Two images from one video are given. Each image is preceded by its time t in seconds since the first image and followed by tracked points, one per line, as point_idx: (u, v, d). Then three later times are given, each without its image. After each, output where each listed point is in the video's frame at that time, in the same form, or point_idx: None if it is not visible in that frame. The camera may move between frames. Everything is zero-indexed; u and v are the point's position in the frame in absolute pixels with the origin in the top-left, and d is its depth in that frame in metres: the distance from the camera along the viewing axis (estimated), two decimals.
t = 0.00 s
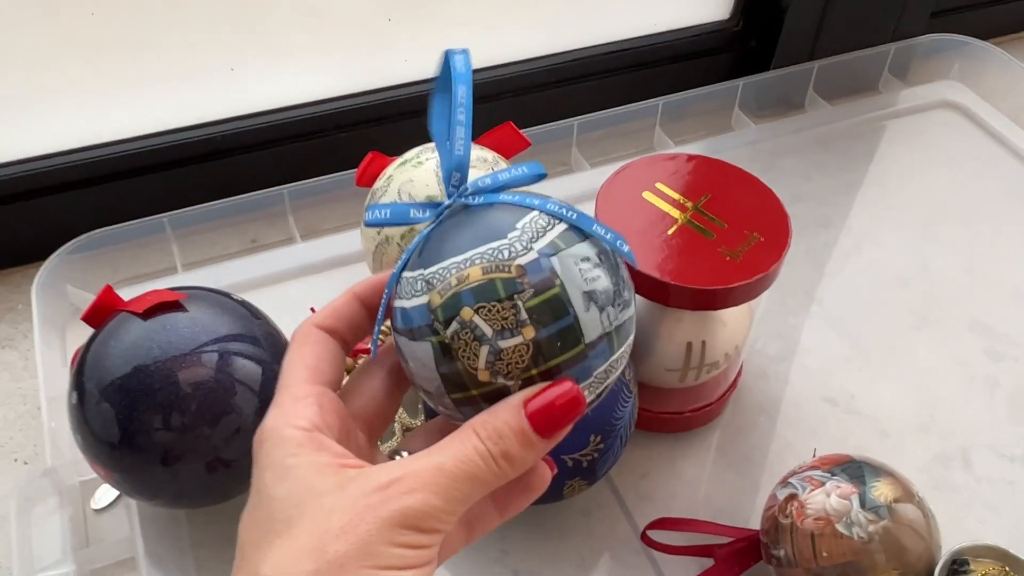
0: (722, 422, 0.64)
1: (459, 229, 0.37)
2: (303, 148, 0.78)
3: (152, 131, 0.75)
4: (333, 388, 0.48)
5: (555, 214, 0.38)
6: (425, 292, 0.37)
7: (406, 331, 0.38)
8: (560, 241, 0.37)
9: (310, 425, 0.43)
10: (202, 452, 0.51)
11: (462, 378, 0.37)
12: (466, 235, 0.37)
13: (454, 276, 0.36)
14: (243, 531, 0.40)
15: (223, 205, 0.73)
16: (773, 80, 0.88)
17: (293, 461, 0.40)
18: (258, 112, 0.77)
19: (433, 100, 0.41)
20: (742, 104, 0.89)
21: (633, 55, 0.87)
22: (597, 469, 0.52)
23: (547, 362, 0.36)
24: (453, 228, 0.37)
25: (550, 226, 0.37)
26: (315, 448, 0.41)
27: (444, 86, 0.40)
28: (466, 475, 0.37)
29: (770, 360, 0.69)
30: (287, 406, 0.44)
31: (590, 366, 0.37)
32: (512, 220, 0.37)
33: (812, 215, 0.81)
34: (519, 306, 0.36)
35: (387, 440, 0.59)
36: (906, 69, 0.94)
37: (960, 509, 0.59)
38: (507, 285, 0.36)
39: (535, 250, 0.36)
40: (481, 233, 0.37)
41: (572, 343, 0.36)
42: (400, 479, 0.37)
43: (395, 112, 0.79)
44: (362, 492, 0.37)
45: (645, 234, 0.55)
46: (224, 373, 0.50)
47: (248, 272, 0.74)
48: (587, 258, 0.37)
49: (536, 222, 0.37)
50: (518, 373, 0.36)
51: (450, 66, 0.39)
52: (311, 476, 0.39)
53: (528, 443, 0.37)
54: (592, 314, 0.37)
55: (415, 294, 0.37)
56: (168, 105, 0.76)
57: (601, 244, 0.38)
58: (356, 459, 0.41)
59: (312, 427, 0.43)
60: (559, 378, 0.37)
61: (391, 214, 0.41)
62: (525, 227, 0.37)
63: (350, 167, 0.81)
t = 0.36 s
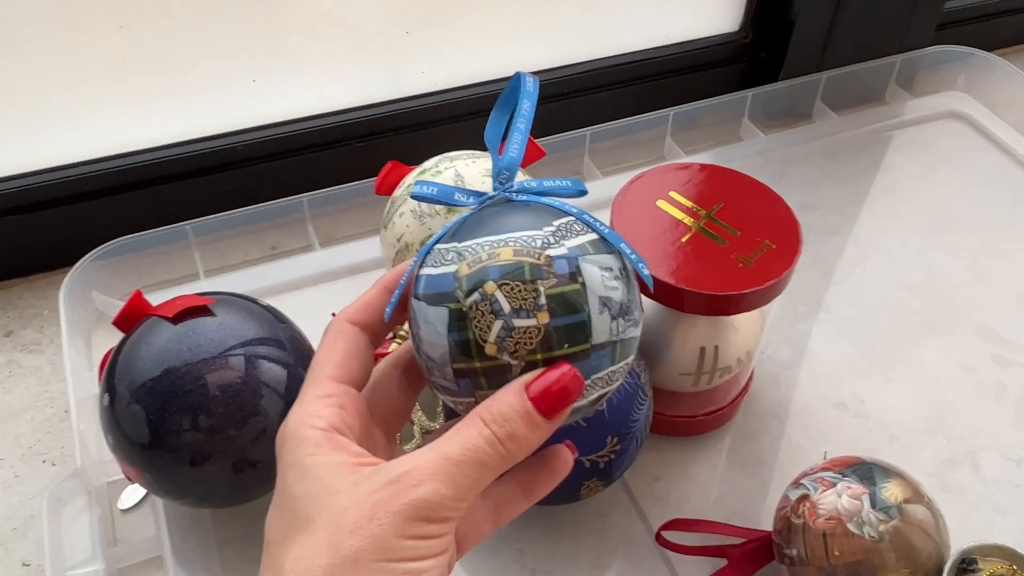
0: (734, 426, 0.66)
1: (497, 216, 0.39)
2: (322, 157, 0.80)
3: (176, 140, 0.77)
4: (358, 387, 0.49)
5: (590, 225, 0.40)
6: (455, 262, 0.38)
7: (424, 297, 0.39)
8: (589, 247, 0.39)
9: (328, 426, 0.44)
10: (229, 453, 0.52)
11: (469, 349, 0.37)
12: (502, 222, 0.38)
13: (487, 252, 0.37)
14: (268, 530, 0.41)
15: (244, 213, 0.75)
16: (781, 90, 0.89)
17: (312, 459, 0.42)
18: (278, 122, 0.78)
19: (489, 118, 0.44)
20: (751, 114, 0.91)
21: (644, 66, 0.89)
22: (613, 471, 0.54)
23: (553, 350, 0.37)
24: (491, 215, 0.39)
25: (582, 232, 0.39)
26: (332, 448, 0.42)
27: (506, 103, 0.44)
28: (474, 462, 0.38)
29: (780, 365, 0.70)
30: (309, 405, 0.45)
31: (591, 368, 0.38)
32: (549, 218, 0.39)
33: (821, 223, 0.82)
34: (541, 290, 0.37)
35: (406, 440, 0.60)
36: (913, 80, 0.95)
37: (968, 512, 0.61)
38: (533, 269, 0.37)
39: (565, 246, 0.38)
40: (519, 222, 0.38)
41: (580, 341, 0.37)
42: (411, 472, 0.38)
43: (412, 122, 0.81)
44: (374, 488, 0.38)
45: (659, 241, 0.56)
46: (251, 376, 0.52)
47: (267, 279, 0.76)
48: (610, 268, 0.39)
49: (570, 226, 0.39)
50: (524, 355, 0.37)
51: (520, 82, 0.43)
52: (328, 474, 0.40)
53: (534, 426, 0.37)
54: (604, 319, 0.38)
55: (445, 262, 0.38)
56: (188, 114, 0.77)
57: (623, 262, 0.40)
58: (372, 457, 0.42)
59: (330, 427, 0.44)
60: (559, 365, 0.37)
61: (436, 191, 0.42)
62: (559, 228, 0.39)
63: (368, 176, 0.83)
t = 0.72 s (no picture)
0: (734, 432, 0.66)
1: (516, 211, 0.39)
2: (321, 162, 0.80)
3: (175, 145, 0.76)
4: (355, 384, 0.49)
5: (602, 231, 0.40)
6: (473, 250, 0.37)
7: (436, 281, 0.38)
8: (604, 252, 0.39)
9: (330, 426, 0.44)
10: (227, 460, 0.52)
11: (481, 339, 0.37)
12: (522, 217, 0.38)
13: (508, 244, 0.37)
14: (272, 530, 0.41)
15: (243, 218, 0.75)
16: (780, 96, 0.89)
17: (317, 459, 0.41)
18: (277, 128, 0.78)
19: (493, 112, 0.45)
20: (750, 120, 0.91)
21: (642, 73, 0.89)
22: (614, 477, 0.53)
23: (565, 349, 0.37)
24: (510, 207, 0.39)
25: (597, 237, 0.39)
26: (336, 447, 0.42)
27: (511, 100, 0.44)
28: (483, 460, 0.38)
29: (779, 371, 0.70)
30: (309, 405, 0.45)
31: (593, 370, 0.38)
32: (567, 219, 0.39)
33: (820, 229, 0.82)
34: (560, 288, 0.37)
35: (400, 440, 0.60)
36: (911, 86, 0.96)
37: (968, 518, 0.60)
38: (553, 267, 0.37)
39: (584, 248, 0.38)
40: (539, 219, 0.38)
41: (589, 343, 0.37)
42: (421, 470, 0.37)
43: (412, 128, 0.81)
44: (384, 485, 0.38)
45: (659, 248, 0.56)
46: (250, 382, 0.52)
47: (265, 285, 0.75)
48: (621, 275, 0.39)
49: (586, 230, 0.39)
50: (536, 350, 0.37)
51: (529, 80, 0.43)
52: (335, 472, 0.40)
53: (544, 424, 0.37)
54: (612, 324, 0.38)
55: (461, 249, 0.38)
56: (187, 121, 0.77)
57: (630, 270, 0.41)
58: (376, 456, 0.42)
59: (332, 427, 0.44)
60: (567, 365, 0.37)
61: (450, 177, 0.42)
62: (577, 230, 0.39)
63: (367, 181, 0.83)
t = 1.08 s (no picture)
0: (731, 436, 0.66)
1: (500, 210, 0.38)
2: (320, 168, 0.81)
3: (175, 152, 0.77)
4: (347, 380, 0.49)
5: (587, 220, 0.40)
6: (466, 257, 0.37)
7: (431, 291, 0.37)
8: (593, 243, 0.39)
9: (327, 422, 0.44)
10: (227, 464, 0.52)
11: (485, 346, 0.37)
12: (509, 216, 0.38)
13: (500, 248, 0.37)
14: (273, 528, 0.41)
15: (242, 224, 0.75)
16: (776, 103, 0.90)
17: (317, 455, 0.42)
18: (276, 134, 0.79)
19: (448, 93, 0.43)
20: (747, 127, 0.91)
21: (639, 79, 0.89)
22: (611, 481, 0.54)
23: (567, 346, 0.37)
24: (494, 207, 0.39)
25: (584, 228, 0.39)
26: (336, 443, 0.42)
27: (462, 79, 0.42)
28: (488, 457, 0.39)
29: (775, 375, 0.70)
30: (303, 402, 0.45)
31: (592, 361, 0.39)
32: (554, 214, 0.39)
33: (816, 234, 0.83)
34: (558, 287, 0.37)
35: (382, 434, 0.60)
36: (906, 92, 0.96)
37: (963, 521, 0.61)
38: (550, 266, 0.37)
39: (575, 243, 0.38)
40: (526, 217, 0.38)
41: (589, 337, 0.38)
42: (428, 467, 0.38)
43: (411, 134, 0.82)
44: (391, 482, 0.38)
45: (656, 253, 0.56)
46: (250, 387, 0.52)
47: (265, 290, 0.76)
48: (611, 265, 0.40)
49: (573, 222, 0.39)
50: (540, 352, 0.37)
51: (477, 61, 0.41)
52: (337, 469, 0.40)
53: (547, 424, 0.38)
54: (609, 315, 0.39)
55: (453, 257, 0.37)
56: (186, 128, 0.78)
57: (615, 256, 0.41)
58: (376, 450, 0.43)
59: (329, 423, 0.44)
60: (571, 365, 0.38)
61: (428, 179, 0.41)
62: (565, 223, 0.39)
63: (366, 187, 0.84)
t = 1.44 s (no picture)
0: (727, 437, 0.66)
1: (503, 213, 0.37)
2: (315, 168, 0.80)
3: (169, 152, 0.77)
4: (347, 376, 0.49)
5: (593, 216, 0.39)
6: (471, 267, 0.36)
7: (438, 302, 0.37)
8: (600, 242, 0.39)
9: (330, 419, 0.44)
10: (222, 465, 0.52)
11: (493, 357, 0.37)
12: (513, 221, 0.37)
13: (506, 257, 0.36)
14: (275, 527, 0.41)
15: (237, 225, 0.75)
16: (771, 104, 0.90)
17: (319, 453, 0.42)
18: (271, 135, 0.79)
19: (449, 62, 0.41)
20: (742, 128, 0.91)
21: (634, 81, 0.89)
22: (608, 482, 0.54)
23: (577, 353, 0.37)
24: (498, 210, 0.38)
25: (591, 227, 0.39)
26: (340, 442, 0.42)
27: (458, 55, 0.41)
28: (494, 460, 0.39)
29: (771, 376, 0.71)
30: (304, 400, 0.45)
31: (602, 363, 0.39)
32: (560, 215, 0.38)
33: (811, 235, 0.83)
34: (567, 296, 0.36)
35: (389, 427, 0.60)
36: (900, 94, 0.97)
37: (959, 522, 0.61)
38: (558, 274, 0.36)
39: (582, 247, 0.37)
40: (531, 221, 0.37)
41: (599, 341, 0.38)
42: (435, 467, 0.39)
43: (406, 134, 0.82)
44: (397, 480, 0.38)
45: (653, 253, 0.56)
46: (246, 387, 0.52)
47: (260, 291, 0.76)
48: (618, 263, 0.39)
49: (579, 221, 0.38)
50: (551, 360, 0.37)
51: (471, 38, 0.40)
52: (342, 467, 0.40)
53: (554, 430, 0.38)
54: (617, 317, 0.39)
55: (459, 266, 0.37)
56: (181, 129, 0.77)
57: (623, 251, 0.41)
58: (378, 448, 0.43)
59: (332, 420, 0.44)
60: (580, 372, 0.38)
61: (427, 180, 0.40)
62: (571, 224, 0.38)
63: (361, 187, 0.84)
